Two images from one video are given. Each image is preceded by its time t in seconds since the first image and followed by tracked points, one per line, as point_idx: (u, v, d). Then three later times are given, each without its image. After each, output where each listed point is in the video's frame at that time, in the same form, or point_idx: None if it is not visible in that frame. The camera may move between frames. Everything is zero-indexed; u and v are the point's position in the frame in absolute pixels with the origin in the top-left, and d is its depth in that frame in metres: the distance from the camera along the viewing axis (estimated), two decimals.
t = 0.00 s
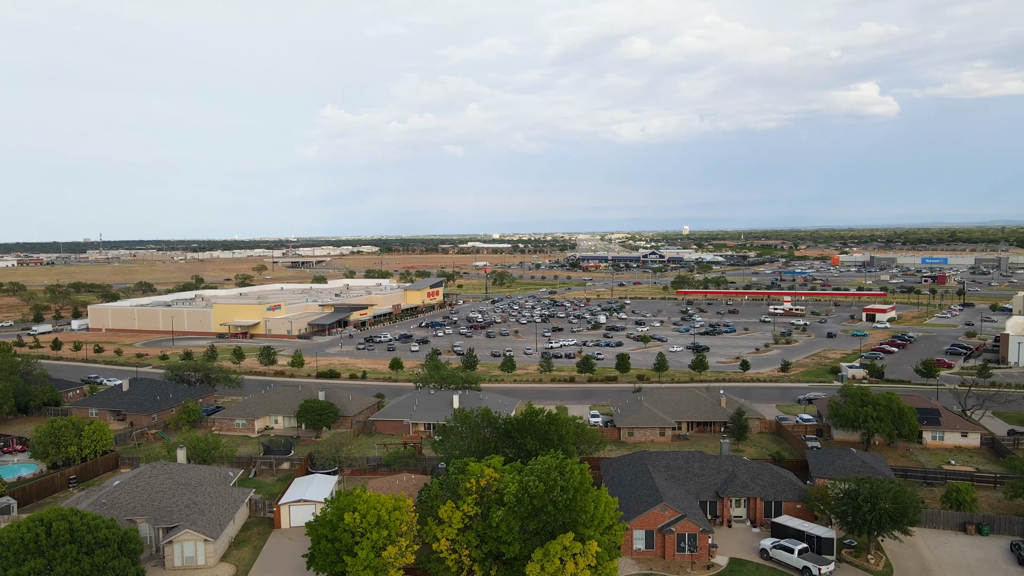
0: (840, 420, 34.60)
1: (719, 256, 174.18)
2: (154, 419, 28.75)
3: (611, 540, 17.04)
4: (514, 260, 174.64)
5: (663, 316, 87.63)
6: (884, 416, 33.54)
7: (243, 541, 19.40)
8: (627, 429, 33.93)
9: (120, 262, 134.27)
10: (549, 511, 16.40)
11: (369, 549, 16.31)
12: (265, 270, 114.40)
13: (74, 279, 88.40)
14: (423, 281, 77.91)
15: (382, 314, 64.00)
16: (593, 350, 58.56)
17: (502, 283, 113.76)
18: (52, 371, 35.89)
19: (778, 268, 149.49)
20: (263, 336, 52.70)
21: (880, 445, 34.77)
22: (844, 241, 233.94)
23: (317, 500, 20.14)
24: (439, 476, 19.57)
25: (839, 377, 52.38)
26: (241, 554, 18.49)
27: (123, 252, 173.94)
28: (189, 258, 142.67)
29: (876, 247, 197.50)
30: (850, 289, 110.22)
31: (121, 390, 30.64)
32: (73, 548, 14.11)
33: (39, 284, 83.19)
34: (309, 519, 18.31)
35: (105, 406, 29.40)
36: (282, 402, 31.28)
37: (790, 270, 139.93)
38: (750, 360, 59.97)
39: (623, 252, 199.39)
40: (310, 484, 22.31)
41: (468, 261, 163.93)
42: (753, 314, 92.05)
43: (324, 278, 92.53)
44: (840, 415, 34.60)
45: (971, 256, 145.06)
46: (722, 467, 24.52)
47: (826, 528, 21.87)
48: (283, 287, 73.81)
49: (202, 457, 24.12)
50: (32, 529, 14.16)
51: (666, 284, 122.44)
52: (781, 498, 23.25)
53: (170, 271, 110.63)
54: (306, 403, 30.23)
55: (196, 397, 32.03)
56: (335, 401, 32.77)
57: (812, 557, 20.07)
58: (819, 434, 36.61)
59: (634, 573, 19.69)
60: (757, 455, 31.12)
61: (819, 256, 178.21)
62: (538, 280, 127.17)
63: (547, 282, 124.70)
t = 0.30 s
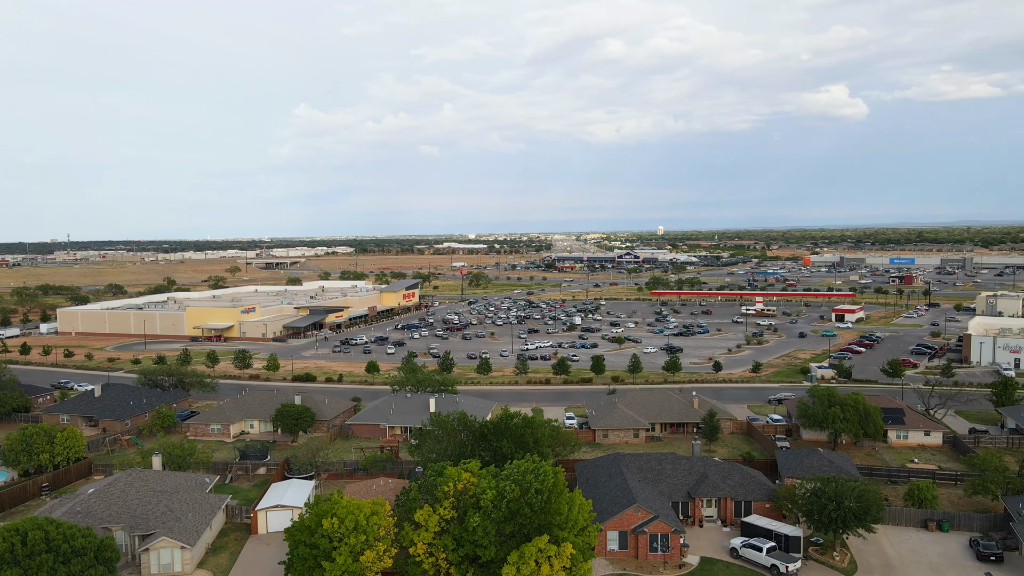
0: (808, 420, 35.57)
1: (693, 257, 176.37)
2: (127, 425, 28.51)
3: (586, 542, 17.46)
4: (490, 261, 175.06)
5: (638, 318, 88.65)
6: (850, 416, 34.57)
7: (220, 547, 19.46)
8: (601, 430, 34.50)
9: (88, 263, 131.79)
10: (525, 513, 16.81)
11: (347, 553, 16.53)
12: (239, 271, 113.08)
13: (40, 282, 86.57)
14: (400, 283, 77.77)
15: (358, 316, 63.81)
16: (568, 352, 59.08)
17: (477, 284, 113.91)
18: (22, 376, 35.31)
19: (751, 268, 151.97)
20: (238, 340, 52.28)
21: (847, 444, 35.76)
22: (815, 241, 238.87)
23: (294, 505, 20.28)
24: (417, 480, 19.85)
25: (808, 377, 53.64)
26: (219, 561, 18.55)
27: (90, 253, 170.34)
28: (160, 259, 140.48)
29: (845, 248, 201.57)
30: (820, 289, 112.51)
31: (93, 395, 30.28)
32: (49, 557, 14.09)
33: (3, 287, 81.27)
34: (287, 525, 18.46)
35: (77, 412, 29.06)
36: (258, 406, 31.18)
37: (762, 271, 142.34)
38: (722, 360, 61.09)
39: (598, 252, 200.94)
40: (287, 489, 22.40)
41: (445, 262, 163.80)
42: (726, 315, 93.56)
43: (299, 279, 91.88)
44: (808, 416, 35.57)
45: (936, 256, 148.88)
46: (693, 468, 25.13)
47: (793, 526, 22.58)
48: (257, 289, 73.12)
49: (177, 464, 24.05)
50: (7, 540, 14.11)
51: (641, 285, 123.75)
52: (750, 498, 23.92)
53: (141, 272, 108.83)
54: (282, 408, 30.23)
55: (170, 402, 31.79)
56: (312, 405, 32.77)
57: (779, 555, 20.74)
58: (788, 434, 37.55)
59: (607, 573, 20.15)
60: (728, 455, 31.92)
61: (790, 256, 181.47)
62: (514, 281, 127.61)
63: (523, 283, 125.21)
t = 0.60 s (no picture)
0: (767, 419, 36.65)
1: (658, 257, 179.01)
2: (87, 432, 27.98)
3: (551, 543, 17.87)
4: (457, 261, 174.96)
5: (603, 319, 89.81)
6: (807, 415, 35.75)
7: (185, 555, 19.38)
8: (567, 432, 35.05)
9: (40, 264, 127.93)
10: (491, 517, 17.15)
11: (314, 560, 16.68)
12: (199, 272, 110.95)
13: None
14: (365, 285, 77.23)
15: (323, 319, 63.30)
16: (534, 354, 59.63)
17: (444, 285, 113.81)
18: None
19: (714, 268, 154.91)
20: (200, 344, 51.48)
21: (805, 443, 36.96)
22: (776, 241, 244.96)
23: (261, 512, 20.30)
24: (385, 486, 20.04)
25: (768, 377, 55.12)
26: (184, 569, 18.49)
27: (43, 254, 165.14)
28: (118, 260, 137.02)
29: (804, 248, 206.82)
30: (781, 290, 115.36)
31: (50, 403, 29.62)
32: (10, 570, 13.94)
33: None
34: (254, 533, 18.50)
35: (34, 420, 28.42)
36: (222, 412, 30.95)
37: (724, 271, 145.34)
38: (685, 361, 62.34)
39: (565, 252, 202.51)
40: (253, 496, 22.37)
41: (411, 263, 163.11)
42: (689, 315, 95.35)
43: (263, 281, 90.66)
44: (767, 415, 36.66)
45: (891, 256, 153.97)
46: (656, 469, 25.81)
47: (752, 524, 23.38)
48: (220, 291, 71.97)
49: (140, 472, 23.77)
50: None
51: (606, 286, 125.15)
52: (710, 497, 24.68)
53: (97, 274, 106.03)
54: (248, 414, 30.01)
55: (132, 409, 31.28)
56: (277, 410, 32.57)
57: (738, 553, 21.52)
58: (749, 433, 38.62)
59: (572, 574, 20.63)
60: (690, 455, 32.77)
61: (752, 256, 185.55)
62: (481, 282, 127.88)
63: (490, 284, 125.53)
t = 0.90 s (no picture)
0: (725, 419, 37.74)
1: (620, 258, 181.30)
2: (41, 441, 27.35)
3: (514, 545, 18.29)
4: (420, 262, 174.27)
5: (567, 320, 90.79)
6: (763, 415, 36.94)
7: (147, 565, 19.24)
8: (530, 434, 35.57)
9: None
10: (455, 521, 17.52)
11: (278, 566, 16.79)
12: (155, 274, 108.24)
13: None
14: (328, 287, 76.52)
15: (286, 322, 62.65)
16: (498, 356, 60.03)
17: (407, 287, 113.38)
18: None
19: (675, 269, 157.60)
20: (158, 348, 50.48)
21: (761, 441, 38.18)
22: (735, 241, 250.82)
23: (223, 520, 20.26)
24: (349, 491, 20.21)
25: (726, 377, 56.57)
26: None
27: None
28: (68, 262, 132.79)
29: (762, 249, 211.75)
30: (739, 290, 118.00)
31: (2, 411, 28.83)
32: None
33: None
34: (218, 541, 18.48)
35: None
36: (182, 418, 30.56)
37: (686, 272, 147.82)
38: (646, 362, 63.52)
39: (529, 253, 203.65)
40: (216, 503, 22.28)
41: (374, 264, 161.94)
42: (650, 316, 97.03)
43: (221, 283, 89.03)
44: (725, 415, 37.74)
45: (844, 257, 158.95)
46: (616, 470, 26.48)
47: (709, 522, 24.20)
48: (178, 294, 70.47)
49: (98, 481, 23.42)
50: None
51: (569, 287, 126.31)
52: (669, 496, 25.44)
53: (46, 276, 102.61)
54: (209, 420, 29.71)
55: (88, 417, 30.66)
56: (239, 415, 32.31)
57: (695, 550, 22.31)
58: (707, 432, 39.70)
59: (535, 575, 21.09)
60: (650, 456, 33.61)
61: (712, 257, 189.29)
62: (445, 283, 127.64)
63: (454, 285, 125.43)
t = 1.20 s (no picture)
0: (683, 420, 38.83)
1: (582, 258, 183.20)
2: None
3: (477, 548, 18.72)
4: (382, 263, 173.18)
5: (528, 321, 91.51)
6: (718, 415, 38.14)
7: None
8: (492, 437, 36.06)
9: None
10: (418, 526, 17.88)
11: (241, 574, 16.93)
12: (107, 275, 105.22)
13: None
14: (288, 289, 75.64)
15: (244, 325, 61.79)
16: (460, 358, 60.32)
17: (369, 288, 112.62)
18: None
19: (635, 270, 159.99)
20: (112, 353, 49.39)
21: (716, 440, 39.41)
22: (694, 241, 255.88)
23: (184, 529, 20.21)
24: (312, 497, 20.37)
25: (684, 377, 57.98)
26: None
27: None
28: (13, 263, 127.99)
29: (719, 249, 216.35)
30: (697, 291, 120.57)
31: None
32: None
33: None
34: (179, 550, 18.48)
35: None
36: (139, 425, 30.14)
37: (645, 273, 150.18)
38: (606, 363, 64.66)
39: (491, 254, 204.02)
40: (176, 512, 22.15)
41: (333, 264, 160.15)
42: (611, 317, 98.52)
43: (177, 286, 87.12)
44: (682, 416, 38.85)
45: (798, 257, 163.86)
46: (577, 472, 27.14)
47: (666, 521, 25.05)
48: (132, 297, 68.81)
49: (54, 492, 23.05)
50: None
51: (532, 288, 127.17)
52: (628, 496, 26.23)
53: None
54: (167, 427, 29.37)
55: (40, 425, 29.99)
56: (198, 422, 31.98)
57: (653, 549, 23.11)
58: (665, 433, 40.77)
59: None
60: (609, 457, 34.43)
61: (671, 257, 192.69)
62: (407, 285, 127.15)
63: (415, 287, 125.08)
